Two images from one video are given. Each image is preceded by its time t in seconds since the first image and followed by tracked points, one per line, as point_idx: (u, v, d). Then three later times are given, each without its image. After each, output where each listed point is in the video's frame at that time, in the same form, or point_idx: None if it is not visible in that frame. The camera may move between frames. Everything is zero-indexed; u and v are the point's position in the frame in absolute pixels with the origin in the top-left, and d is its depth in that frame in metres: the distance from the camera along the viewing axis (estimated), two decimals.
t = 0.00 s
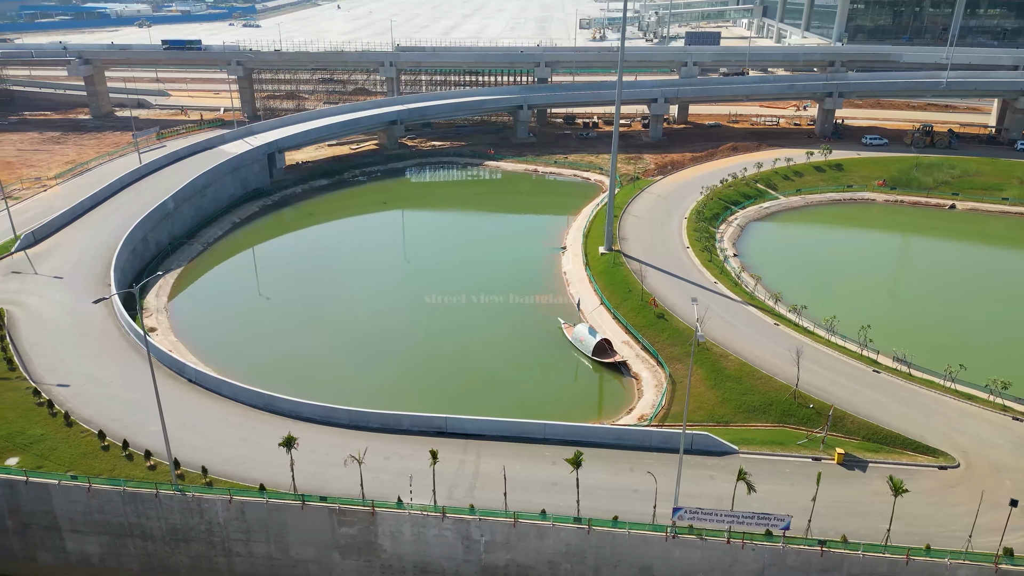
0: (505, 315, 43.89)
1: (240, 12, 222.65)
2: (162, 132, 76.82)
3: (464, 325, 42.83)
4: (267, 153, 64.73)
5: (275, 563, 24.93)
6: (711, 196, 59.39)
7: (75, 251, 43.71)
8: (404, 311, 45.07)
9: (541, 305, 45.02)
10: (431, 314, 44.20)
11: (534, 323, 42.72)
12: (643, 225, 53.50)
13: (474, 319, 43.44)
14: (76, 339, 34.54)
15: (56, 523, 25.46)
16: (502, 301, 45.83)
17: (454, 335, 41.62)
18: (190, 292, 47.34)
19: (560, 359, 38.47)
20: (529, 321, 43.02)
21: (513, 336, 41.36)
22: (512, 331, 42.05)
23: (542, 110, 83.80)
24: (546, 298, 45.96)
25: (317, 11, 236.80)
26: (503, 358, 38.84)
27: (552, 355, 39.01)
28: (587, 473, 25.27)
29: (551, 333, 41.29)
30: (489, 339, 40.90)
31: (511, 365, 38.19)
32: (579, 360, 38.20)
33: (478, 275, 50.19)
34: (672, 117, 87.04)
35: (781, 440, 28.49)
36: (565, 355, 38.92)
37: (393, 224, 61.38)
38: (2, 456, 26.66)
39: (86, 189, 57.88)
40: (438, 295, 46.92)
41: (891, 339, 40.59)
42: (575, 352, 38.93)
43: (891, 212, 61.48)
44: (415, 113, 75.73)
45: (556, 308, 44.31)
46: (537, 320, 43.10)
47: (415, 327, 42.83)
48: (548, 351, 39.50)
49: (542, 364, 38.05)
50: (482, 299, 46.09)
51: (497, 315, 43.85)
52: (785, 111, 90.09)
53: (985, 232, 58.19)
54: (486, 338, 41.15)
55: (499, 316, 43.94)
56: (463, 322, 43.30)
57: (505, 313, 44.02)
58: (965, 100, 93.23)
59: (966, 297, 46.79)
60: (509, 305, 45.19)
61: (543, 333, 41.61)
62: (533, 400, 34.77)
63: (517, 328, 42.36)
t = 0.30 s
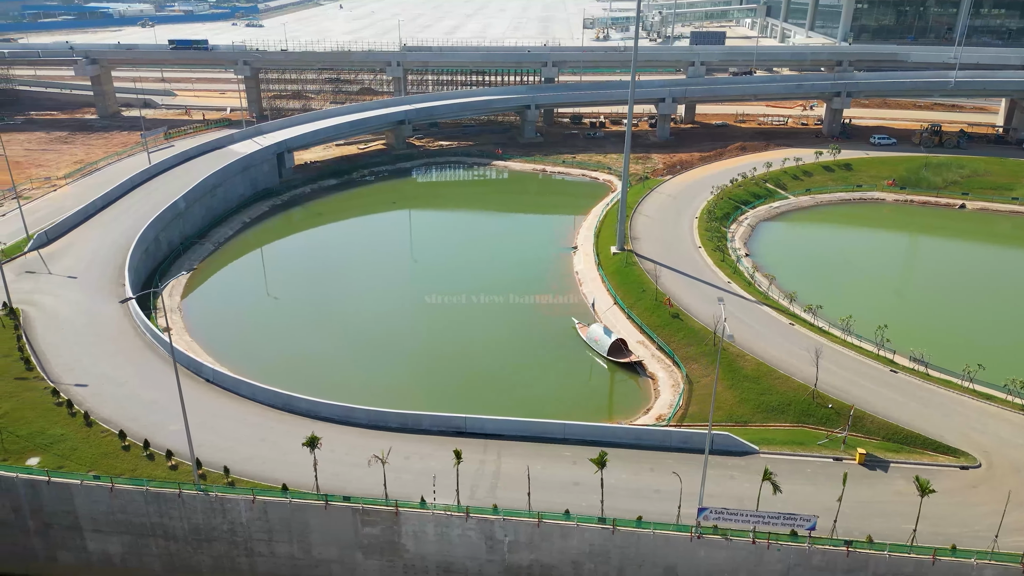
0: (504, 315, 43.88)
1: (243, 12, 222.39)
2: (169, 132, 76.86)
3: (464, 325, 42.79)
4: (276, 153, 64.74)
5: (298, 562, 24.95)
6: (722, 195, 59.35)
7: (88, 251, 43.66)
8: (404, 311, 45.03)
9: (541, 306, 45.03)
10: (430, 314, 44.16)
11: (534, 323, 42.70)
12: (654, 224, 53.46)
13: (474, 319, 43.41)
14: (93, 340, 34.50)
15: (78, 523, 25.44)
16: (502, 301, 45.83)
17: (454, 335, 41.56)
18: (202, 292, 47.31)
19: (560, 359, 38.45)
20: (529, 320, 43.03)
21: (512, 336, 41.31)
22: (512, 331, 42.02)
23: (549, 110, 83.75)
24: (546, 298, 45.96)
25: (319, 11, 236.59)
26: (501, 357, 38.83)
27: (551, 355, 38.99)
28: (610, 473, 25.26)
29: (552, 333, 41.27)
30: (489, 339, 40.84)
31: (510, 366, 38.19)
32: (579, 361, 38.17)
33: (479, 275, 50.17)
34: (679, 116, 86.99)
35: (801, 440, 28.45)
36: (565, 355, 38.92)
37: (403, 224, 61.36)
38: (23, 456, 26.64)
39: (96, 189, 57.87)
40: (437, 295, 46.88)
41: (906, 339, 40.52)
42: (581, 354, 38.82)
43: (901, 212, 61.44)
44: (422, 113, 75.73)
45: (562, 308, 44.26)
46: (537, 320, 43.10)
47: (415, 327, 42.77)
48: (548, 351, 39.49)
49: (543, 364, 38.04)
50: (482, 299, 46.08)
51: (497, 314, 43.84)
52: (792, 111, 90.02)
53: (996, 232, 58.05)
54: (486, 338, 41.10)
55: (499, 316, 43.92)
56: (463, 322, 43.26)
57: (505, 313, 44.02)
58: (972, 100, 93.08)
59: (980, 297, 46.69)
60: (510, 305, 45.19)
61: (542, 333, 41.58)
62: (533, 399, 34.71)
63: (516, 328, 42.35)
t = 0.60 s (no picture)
0: (505, 315, 43.91)
1: (246, 12, 222.23)
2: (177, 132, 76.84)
3: (465, 325, 42.78)
4: (285, 153, 64.74)
5: (320, 563, 24.93)
6: (732, 196, 59.31)
7: (102, 252, 43.67)
8: (412, 312, 44.96)
9: (542, 306, 45.11)
10: (439, 314, 44.09)
11: (534, 323, 42.74)
12: (666, 224, 53.41)
13: (475, 319, 43.41)
14: (109, 340, 34.49)
15: (101, 523, 25.43)
16: (502, 301, 45.86)
17: (455, 335, 41.52)
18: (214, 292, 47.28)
19: (563, 359, 38.50)
20: (531, 320, 43.07)
21: (519, 337, 41.31)
22: (521, 331, 41.99)
23: (556, 110, 83.70)
24: (547, 298, 46.00)
25: (322, 11, 236.36)
26: (501, 358, 38.86)
27: (552, 355, 39.04)
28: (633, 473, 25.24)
29: (561, 333, 41.28)
30: (490, 339, 40.83)
31: (511, 366, 38.22)
32: (582, 362, 38.19)
33: (482, 275, 50.10)
34: (686, 116, 86.94)
35: (822, 440, 28.44)
36: (567, 355, 38.96)
37: (413, 224, 61.36)
38: (45, 456, 26.66)
39: (107, 189, 57.87)
40: (438, 295, 46.86)
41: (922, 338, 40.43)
42: (586, 355, 38.83)
43: (912, 212, 61.38)
44: (431, 113, 75.66)
45: (571, 308, 44.26)
46: (540, 320, 43.11)
47: (424, 327, 42.72)
48: (557, 351, 39.50)
49: (545, 364, 38.06)
50: (482, 299, 46.10)
51: (498, 315, 43.85)
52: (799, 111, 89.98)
53: (1008, 232, 57.94)
54: (488, 338, 41.08)
55: (501, 316, 43.94)
56: (464, 322, 43.26)
57: (509, 313, 44.03)
58: (979, 100, 92.99)
59: (994, 296, 46.62)
60: (510, 305, 45.23)
61: (543, 333, 41.64)
62: (538, 400, 34.70)
63: (519, 328, 42.41)
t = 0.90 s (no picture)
0: (505, 315, 43.95)
1: (249, 12, 222.19)
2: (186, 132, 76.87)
3: (465, 325, 42.79)
4: (295, 153, 64.76)
5: (344, 563, 24.90)
6: (743, 196, 59.29)
7: (116, 252, 43.71)
8: (424, 311, 44.87)
9: (542, 306, 45.17)
10: (450, 314, 44.03)
11: (535, 323, 42.79)
12: (678, 224, 53.39)
13: (475, 319, 43.42)
14: (126, 341, 34.50)
15: (123, 524, 25.43)
16: (502, 301, 45.91)
17: (455, 335, 41.52)
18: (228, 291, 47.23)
19: (574, 359, 38.49)
20: (531, 319, 43.13)
21: (528, 336, 41.27)
22: (531, 331, 41.95)
23: (564, 110, 83.70)
24: (547, 297, 46.05)
25: (325, 11, 236.22)
26: (501, 358, 38.87)
27: (552, 355, 39.05)
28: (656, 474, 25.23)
29: (573, 333, 41.27)
30: (489, 339, 40.83)
31: (511, 366, 38.22)
32: (583, 362, 38.21)
33: (484, 275, 50.15)
34: (693, 116, 86.92)
35: (843, 441, 28.40)
36: (567, 355, 38.98)
37: (422, 224, 61.37)
38: (66, 457, 26.65)
39: (118, 189, 57.92)
40: (439, 295, 46.88)
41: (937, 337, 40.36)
42: (589, 354, 38.89)
43: (921, 212, 61.35)
44: (439, 113, 75.63)
45: (582, 307, 44.26)
46: (541, 320, 43.16)
47: (436, 327, 42.68)
48: (569, 351, 39.51)
49: (560, 364, 38.04)
50: (482, 299, 46.13)
51: (498, 315, 43.88)
52: (806, 111, 89.96)
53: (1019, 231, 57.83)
54: (488, 338, 41.10)
55: (501, 316, 43.99)
56: (465, 322, 43.28)
57: (518, 313, 43.98)
58: (986, 100, 92.98)
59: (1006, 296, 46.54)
60: (510, 305, 45.29)
61: (558, 333, 41.61)
62: (539, 400, 34.69)
63: (519, 328, 42.47)
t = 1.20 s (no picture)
0: (515, 314, 43.96)
1: (251, 12, 222.07)
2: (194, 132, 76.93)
3: (465, 324, 42.83)
4: (305, 153, 64.75)
5: (366, 563, 24.89)
6: (754, 196, 59.25)
7: (130, 252, 43.74)
8: (437, 311, 44.79)
9: (542, 306, 45.22)
10: (463, 314, 44.02)
11: (541, 323, 42.81)
12: (689, 224, 53.36)
13: (489, 319, 43.39)
14: (143, 341, 34.49)
15: (146, 524, 25.42)
16: (502, 301, 45.97)
17: (456, 335, 41.56)
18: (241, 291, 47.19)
19: (590, 360, 38.43)
20: (533, 319, 43.19)
21: (541, 336, 41.21)
22: (544, 331, 41.88)
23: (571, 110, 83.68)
24: (547, 297, 46.11)
25: (327, 11, 236.11)
26: (501, 358, 38.90)
27: (552, 355, 39.11)
28: (679, 474, 25.20)
29: (588, 333, 41.23)
30: (495, 339, 40.83)
31: (531, 366, 38.15)
32: (583, 362, 38.28)
33: (487, 275, 50.20)
34: (700, 116, 86.88)
35: (864, 442, 28.40)
36: (576, 355, 38.99)
37: (431, 224, 61.37)
38: (87, 458, 26.67)
39: (128, 189, 57.97)
40: (451, 295, 46.85)
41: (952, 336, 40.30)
42: (595, 354, 38.94)
43: (932, 212, 61.28)
44: (447, 113, 75.59)
45: (593, 307, 44.26)
46: (542, 320, 43.20)
47: (449, 327, 42.66)
48: (584, 351, 39.49)
49: (574, 364, 38.00)
50: (482, 299, 46.16)
51: (508, 314, 43.88)
52: (813, 111, 89.94)
53: None
54: (489, 338, 41.15)
55: (501, 316, 44.04)
56: (466, 321, 43.33)
57: (531, 313, 43.93)
58: (992, 100, 92.92)
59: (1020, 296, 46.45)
60: (521, 305, 45.26)
61: (571, 332, 41.57)
62: (538, 399, 34.82)
63: (520, 328, 42.53)
